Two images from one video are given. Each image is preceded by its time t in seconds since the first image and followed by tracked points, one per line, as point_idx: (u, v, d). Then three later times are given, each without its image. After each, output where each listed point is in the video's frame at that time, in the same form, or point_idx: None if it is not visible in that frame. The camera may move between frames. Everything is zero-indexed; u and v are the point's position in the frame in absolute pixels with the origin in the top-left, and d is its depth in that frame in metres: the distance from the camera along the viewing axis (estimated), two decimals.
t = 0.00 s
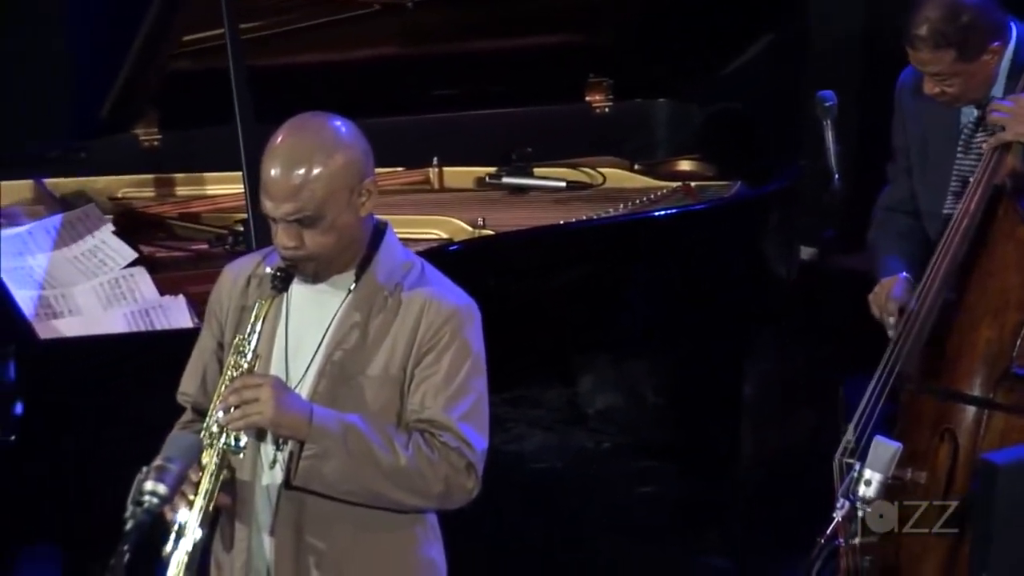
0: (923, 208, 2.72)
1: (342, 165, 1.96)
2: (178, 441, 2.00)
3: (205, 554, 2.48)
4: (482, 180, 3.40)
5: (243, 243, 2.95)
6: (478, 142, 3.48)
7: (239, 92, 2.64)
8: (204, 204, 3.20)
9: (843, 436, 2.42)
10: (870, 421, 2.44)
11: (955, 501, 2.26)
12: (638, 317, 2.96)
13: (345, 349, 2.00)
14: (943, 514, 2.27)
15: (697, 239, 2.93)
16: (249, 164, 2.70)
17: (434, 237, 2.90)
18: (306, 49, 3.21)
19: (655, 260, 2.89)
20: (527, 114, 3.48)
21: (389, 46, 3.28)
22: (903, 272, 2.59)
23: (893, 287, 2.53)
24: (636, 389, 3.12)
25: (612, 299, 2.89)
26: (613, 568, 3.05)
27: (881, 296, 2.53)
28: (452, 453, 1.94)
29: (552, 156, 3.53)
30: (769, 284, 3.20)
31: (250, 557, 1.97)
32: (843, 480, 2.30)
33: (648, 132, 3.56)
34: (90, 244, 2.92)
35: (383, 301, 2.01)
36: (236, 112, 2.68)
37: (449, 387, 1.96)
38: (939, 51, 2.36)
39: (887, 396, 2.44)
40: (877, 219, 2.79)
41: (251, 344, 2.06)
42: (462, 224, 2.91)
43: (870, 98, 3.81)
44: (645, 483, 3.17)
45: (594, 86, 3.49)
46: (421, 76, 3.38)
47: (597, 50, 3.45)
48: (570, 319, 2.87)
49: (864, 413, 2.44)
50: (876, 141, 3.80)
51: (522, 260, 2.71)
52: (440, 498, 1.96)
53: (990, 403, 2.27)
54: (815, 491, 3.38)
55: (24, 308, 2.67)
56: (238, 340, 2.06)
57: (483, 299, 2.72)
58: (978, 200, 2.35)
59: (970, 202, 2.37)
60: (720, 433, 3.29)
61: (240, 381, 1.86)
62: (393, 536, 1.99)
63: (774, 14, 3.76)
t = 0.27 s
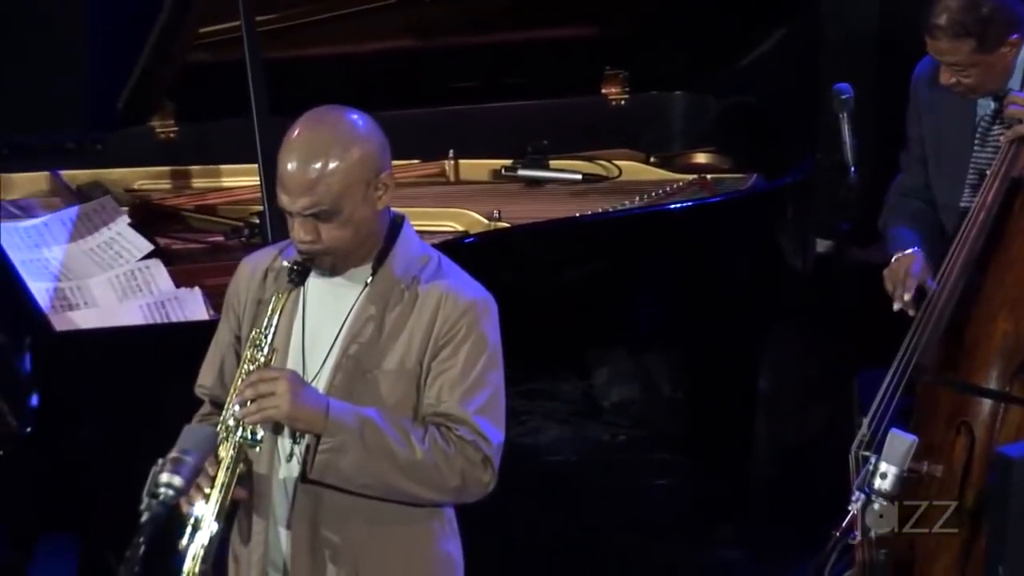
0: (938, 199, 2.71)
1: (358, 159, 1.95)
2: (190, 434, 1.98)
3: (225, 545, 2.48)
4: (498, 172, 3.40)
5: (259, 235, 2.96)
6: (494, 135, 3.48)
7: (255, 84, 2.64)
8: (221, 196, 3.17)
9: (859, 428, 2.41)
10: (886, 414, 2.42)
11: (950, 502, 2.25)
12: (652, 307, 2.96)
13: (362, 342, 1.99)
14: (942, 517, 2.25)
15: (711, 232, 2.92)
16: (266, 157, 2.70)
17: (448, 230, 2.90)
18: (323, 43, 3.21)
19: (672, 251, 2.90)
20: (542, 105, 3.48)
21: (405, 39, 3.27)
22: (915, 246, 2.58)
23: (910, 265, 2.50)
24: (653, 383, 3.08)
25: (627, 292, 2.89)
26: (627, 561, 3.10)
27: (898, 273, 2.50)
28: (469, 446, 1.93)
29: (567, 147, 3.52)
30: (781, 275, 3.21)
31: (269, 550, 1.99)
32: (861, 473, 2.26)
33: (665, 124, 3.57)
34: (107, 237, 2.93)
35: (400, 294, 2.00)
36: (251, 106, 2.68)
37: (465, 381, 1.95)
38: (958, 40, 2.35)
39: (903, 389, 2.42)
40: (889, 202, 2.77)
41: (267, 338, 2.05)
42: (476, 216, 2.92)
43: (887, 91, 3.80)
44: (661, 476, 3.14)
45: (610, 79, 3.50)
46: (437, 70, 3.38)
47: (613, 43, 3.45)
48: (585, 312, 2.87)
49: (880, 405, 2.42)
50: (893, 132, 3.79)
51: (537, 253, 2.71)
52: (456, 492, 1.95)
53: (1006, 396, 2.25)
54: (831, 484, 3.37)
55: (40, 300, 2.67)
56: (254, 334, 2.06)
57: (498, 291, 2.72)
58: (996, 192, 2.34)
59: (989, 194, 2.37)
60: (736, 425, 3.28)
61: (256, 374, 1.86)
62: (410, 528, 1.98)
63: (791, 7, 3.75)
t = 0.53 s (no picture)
0: (945, 190, 2.70)
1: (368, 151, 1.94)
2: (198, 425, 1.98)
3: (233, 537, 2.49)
4: (504, 164, 3.40)
5: (267, 228, 2.96)
6: (501, 127, 3.48)
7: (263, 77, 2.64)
8: (229, 187, 3.21)
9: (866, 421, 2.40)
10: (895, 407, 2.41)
11: (951, 503, 2.28)
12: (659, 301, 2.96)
13: (371, 334, 1.98)
14: (942, 518, 2.30)
15: (719, 224, 2.92)
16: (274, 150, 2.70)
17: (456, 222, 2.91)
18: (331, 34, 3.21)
19: (677, 243, 2.90)
20: (549, 99, 3.48)
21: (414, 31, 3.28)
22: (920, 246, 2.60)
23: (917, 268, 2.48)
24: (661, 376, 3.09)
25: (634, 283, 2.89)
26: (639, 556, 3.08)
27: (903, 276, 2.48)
28: (476, 440, 1.92)
29: (574, 141, 3.51)
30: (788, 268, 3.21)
31: (277, 542, 1.99)
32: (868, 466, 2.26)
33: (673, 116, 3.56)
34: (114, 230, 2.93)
35: (409, 286, 1.99)
36: (260, 98, 2.69)
37: (474, 374, 1.94)
38: (967, 29, 2.34)
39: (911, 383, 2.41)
40: (895, 195, 2.79)
41: (276, 329, 2.05)
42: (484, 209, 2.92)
43: (895, 84, 3.80)
44: (668, 468, 3.13)
45: (617, 71, 3.49)
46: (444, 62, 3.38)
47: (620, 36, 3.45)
48: (593, 304, 2.87)
49: (888, 398, 2.41)
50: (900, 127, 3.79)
51: (544, 245, 2.71)
52: (464, 485, 1.94)
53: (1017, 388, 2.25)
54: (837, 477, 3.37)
55: (47, 292, 2.68)
56: (263, 325, 2.06)
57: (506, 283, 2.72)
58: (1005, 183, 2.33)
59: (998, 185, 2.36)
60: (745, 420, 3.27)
61: (264, 365, 1.84)
62: (417, 522, 1.97)
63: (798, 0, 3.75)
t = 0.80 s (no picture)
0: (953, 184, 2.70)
1: (380, 143, 1.92)
2: (205, 419, 1.91)
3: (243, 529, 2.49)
4: (512, 157, 3.41)
5: (274, 220, 2.96)
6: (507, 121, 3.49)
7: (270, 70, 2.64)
8: (235, 180, 3.20)
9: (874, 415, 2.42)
10: (901, 401, 2.42)
11: (951, 504, 2.31)
12: (665, 294, 2.97)
13: (382, 327, 1.97)
14: (942, 518, 2.33)
15: (726, 217, 2.93)
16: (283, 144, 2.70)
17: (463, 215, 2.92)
18: (340, 28, 3.21)
19: (684, 234, 2.90)
20: (556, 92, 3.48)
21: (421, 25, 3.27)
22: (924, 253, 2.61)
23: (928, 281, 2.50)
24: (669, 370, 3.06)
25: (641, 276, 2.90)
26: (647, 548, 3.00)
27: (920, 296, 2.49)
28: (485, 434, 1.91)
29: (580, 135, 3.51)
30: (794, 260, 3.23)
31: (284, 535, 1.97)
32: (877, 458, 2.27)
33: (675, 112, 3.54)
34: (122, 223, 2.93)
35: (419, 279, 1.97)
36: (267, 91, 2.69)
37: (483, 368, 1.92)
38: (980, 22, 2.34)
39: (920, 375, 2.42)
40: (902, 193, 2.80)
41: (286, 321, 2.04)
42: (491, 201, 2.93)
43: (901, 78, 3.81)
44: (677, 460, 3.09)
45: (624, 64, 3.48)
46: (452, 56, 3.38)
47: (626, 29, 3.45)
48: (600, 296, 2.88)
49: (898, 390, 2.43)
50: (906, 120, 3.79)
51: (552, 238, 2.72)
52: (472, 479, 1.93)
53: None
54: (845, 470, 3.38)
55: (54, 284, 2.67)
56: (273, 317, 2.05)
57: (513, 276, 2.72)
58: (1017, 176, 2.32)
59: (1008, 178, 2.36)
60: (751, 413, 3.30)
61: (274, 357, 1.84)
62: (426, 515, 1.96)
63: None
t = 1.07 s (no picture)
0: (960, 174, 2.71)
1: (391, 134, 1.90)
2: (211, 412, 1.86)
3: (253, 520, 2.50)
4: (520, 149, 3.43)
5: (282, 213, 2.96)
6: (514, 113, 3.49)
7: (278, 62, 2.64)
8: (242, 172, 3.21)
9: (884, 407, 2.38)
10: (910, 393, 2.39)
11: (952, 504, 2.32)
12: (672, 285, 2.97)
13: (391, 319, 1.95)
14: (941, 518, 2.34)
15: (732, 210, 2.94)
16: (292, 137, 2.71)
17: (470, 207, 2.93)
18: (347, 20, 3.21)
19: (691, 226, 2.90)
20: (564, 84, 3.50)
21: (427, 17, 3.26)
22: (929, 236, 2.63)
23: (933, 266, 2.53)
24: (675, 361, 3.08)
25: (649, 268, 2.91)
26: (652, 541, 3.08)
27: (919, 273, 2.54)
28: (493, 428, 1.89)
29: (586, 126, 3.53)
30: (802, 252, 3.21)
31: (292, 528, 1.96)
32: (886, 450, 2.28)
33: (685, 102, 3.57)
34: (130, 215, 2.94)
35: (428, 271, 1.95)
36: (275, 85, 2.68)
37: (492, 361, 1.90)
38: (991, 12, 2.34)
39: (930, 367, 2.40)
40: (907, 178, 2.80)
41: (296, 313, 2.01)
42: (499, 194, 2.94)
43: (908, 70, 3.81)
44: (685, 454, 3.11)
45: (631, 56, 3.51)
46: (459, 49, 3.38)
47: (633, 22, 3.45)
48: (606, 288, 2.88)
49: (905, 384, 2.40)
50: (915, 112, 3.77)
51: (560, 230, 2.72)
52: (480, 473, 1.91)
53: None
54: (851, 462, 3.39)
55: (62, 277, 2.67)
56: (282, 308, 2.02)
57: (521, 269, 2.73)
58: None
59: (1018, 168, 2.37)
60: (759, 405, 3.30)
61: (283, 347, 1.81)
62: (433, 509, 1.95)
63: None
